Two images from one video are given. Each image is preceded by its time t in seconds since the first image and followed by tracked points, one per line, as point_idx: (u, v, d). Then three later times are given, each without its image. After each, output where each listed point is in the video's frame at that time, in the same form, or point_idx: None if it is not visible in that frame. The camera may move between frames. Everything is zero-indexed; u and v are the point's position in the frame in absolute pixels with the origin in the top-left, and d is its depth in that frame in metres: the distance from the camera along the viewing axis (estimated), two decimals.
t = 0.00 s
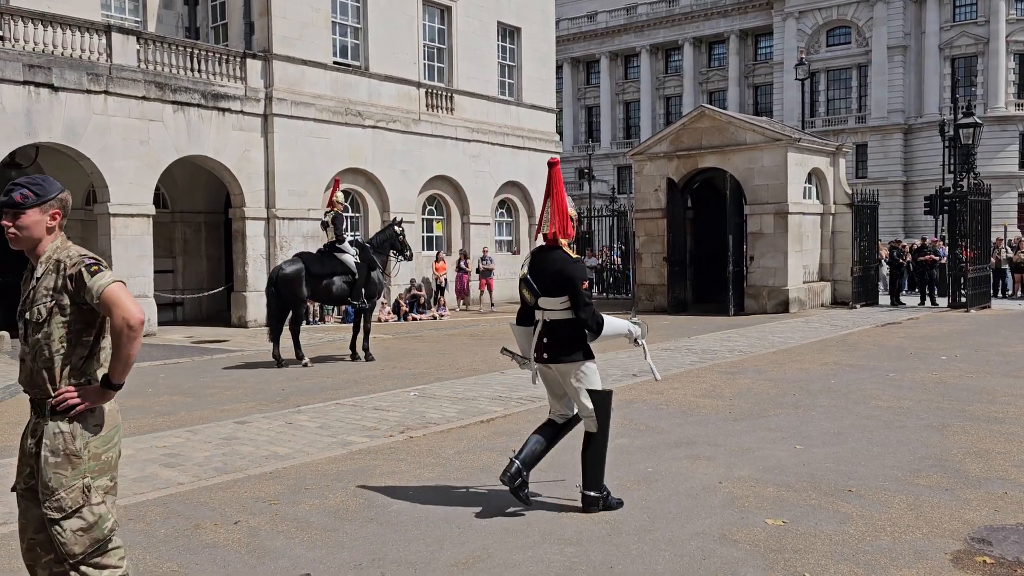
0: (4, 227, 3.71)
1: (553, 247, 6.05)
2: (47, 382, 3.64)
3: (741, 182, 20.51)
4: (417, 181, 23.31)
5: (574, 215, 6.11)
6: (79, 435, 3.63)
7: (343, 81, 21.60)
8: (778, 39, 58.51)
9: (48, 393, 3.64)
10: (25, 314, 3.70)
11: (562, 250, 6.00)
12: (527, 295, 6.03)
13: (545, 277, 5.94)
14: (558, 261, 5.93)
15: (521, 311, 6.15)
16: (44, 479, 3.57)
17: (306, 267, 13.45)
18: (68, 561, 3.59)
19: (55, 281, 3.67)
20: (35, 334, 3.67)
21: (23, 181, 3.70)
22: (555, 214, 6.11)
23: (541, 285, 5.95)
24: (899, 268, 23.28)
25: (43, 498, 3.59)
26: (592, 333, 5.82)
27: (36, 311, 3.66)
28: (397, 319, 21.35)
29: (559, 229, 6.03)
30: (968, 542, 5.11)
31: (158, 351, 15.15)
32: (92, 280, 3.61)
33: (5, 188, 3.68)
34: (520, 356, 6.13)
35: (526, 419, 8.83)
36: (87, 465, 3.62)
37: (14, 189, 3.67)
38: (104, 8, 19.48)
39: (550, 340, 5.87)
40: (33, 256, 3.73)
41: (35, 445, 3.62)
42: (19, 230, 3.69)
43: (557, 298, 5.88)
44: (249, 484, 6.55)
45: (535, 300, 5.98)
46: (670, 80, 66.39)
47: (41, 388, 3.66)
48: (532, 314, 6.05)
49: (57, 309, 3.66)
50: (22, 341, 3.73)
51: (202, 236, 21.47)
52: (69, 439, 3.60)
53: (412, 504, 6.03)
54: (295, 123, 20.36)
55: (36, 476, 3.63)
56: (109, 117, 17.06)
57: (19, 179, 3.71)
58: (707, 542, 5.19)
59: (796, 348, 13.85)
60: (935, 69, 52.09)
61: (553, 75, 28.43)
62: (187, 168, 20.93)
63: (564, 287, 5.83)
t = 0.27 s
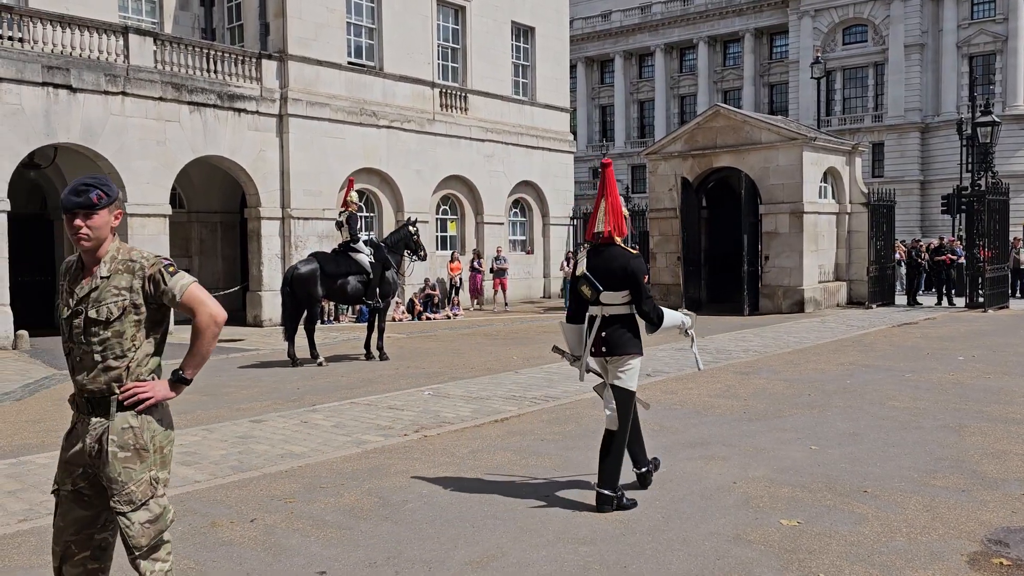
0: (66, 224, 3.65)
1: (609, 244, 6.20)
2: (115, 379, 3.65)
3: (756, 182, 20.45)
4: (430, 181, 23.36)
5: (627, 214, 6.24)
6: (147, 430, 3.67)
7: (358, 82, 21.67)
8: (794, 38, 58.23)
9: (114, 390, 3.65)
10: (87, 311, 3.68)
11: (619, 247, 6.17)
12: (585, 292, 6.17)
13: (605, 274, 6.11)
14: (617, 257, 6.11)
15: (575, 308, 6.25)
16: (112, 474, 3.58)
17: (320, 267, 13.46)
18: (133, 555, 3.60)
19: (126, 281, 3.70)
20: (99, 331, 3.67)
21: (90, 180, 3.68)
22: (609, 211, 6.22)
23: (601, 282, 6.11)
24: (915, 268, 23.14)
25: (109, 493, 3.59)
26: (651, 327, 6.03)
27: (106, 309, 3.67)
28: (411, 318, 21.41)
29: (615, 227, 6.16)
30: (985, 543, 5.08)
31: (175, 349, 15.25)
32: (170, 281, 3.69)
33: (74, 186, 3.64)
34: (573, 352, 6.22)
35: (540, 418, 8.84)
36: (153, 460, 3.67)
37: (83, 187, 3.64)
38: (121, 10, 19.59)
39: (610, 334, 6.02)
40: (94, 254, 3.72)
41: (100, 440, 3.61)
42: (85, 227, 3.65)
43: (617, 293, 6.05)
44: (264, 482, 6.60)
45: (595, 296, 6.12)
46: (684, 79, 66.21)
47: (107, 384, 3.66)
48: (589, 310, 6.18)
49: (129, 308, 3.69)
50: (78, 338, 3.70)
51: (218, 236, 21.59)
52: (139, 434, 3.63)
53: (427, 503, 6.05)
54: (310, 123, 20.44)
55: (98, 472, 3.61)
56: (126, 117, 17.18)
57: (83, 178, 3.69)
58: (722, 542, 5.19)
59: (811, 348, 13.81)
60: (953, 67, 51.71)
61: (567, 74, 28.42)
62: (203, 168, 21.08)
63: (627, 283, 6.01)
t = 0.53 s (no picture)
0: (107, 223, 3.59)
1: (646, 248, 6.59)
2: (152, 379, 3.65)
3: (762, 183, 20.44)
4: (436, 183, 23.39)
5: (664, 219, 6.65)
6: (181, 428, 3.69)
7: (364, 83, 21.70)
8: (800, 38, 58.14)
9: (149, 389, 3.63)
10: (125, 311, 3.64)
11: (656, 251, 6.57)
12: (625, 294, 6.51)
13: (645, 277, 6.48)
14: (656, 260, 6.48)
15: (613, 310, 6.57)
16: (150, 472, 3.58)
17: (327, 268, 13.48)
18: (164, 553, 3.61)
19: (168, 283, 3.70)
20: (138, 332, 3.64)
21: (134, 180, 3.64)
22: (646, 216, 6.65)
23: (641, 284, 6.48)
24: (922, 270, 23.08)
25: (146, 491, 3.60)
26: (687, 326, 6.40)
27: (148, 310, 3.66)
28: (416, 319, 21.44)
29: (652, 232, 6.59)
30: (991, 545, 5.08)
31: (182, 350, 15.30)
32: (214, 285, 3.75)
33: (122, 185, 3.57)
34: (612, 351, 6.53)
35: (546, 419, 8.86)
36: (186, 458, 3.69)
37: (130, 187, 3.59)
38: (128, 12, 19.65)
39: (651, 335, 6.36)
40: (131, 254, 3.68)
41: (136, 439, 3.60)
42: (128, 228, 3.60)
43: (657, 295, 6.42)
44: (271, 483, 6.62)
45: (634, 298, 6.47)
46: (690, 80, 66.15)
47: (144, 384, 3.64)
48: (629, 311, 6.52)
49: (170, 309, 3.69)
50: (112, 338, 3.64)
51: (224, 237, 21.66)
52: (175, 433, 3.65)
53: (433, 503, 6.06)
54: (316, 124, 20.48)
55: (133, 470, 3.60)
56: (133, 119, 17.24)
57: (125, 178, 3.64)
58: (728, 543, 5.19)
59: (818, 349, 13.79)
60: (959, 67, 51.62)
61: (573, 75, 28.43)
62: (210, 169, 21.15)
63: (666, 285, 6.39)
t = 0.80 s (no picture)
0: (116, 225, 3.53)
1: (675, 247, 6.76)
2: (157, 381, 3.63)
3: (759, 186, 20.45)
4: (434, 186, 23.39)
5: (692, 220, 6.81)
6: (184, 430, 3.69)
7: (362, 86, 21.70)
8: (797, 42, 58.22)
9: (153, 391, 3.61)
10: (131, 314, 3.60)
11: (685, 250, 6.73)
12: (652, 291, 6.68)
13: (672, 276, 6.66)
14: (683, 260, 6.65)
15: (639, 306, 6.74)
16: (157, 475, 3.57)
17: (325, 271, 13.47)
18: (169, 556, 3.61)
19: (175, 287, 3.68)
20: (145, 335, 3.61)
21: (142, 183, 3.60)
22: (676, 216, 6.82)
23: (667, 283, 6.65)
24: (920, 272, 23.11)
25: (152, 494, 3.58)
26: (712, 325, 6.59)
27: (155, 313, 3.62)
28: (414, 323, 21.44)
29: (681, 231, 6.75)
30: (990, 547, 5.08)
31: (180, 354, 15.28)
32: (218, 288, 3.75)
33: (132, 188, 3.53)
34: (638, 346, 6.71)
35: (545, 422, 8.85)
36: (190, 461, 3.70)
37: (140, 190, 3.55)
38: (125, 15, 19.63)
39: (677, 331, 6.57)
40: (138, 256, 3.63)
41: (143, 443, 3.57)
42: (137, 232, 3.55)
43: (683, 294, 6.60)
44: (269, 486, 6.61)
45: (661, 296, 6.65)
46: (688, 83, 66.22)
47: (149, 387, 3.62)
48: (655, 308, 6.70)
49: (177, 313, 3.67)
50: (116, 341, 3.58)
51: (222, 240, 21.64)
52: (180, 435, 3.65)
53: (432, 506, 6.05)
54: (314, 127, 20.48)
55: (140, 473, 3.57)
56: (131, 122, 17.23)
57: (132, 179, 3.59)
58: (728, 546, 5.18)
59: (816, 352, 13.80)
60: (956, 71, 51.78)
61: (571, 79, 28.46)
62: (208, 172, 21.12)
63: (692, 285, 6.57)
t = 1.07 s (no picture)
0: (95, 228, 3.50)
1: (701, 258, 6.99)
2: (146, 388, 3.61)
3: (754, 190, 20.49)
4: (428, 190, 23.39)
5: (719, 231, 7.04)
6: (173, 437, 3.69)
7: (357, 91, 21.71)
8: (791, 47, 58.39)
9: (142, 398, 3.60)
10: (116, 319, 3.57)
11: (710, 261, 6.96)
12: (677, 301, 6.97)
13: (697, 285, 6.91)
14: (707, 271, 6.88)
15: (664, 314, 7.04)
16: (151, 484, 3.57)
17: (319, 276, 13.39)
18: (164, 565, 3.61)
19: (158, 289, 3.67)
20: (132, 340, 3.58)
21: (118, 184, 3.58)
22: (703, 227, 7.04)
23: (692, 293, 6.91)
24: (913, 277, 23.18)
25: (146, 504, 3.57)
26: (737, 333, 6.83)
27: (141, 317, 3.60)
28: (409, 327, 21.42)
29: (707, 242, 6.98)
30: (983, 551, 5.09)
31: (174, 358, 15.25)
32: (200, 289, 3.76)
33: (108, 190, 3.51)
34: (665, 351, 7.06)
35: (539, 427, 8.85)
36: (179, 468, 3.70)
37: (117, 191, 3.53)
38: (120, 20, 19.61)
39: (702, 339, 6.86)
40: (116, 260, 3.61)
41: (136, 453, 3.55)
42: (117, 235, 3.53)
43: (707, 304, 6.85)
44: (263, 491, 6.59)
45: (687, 306, 6.92)
46: (682, 88, 66.37)
47: (139, 393, 3.60)
48: (681, 316, 6.99)
49: (162, 316, 3.66)
50: (103, 347, 3.54)
51: (216, 245, 21.60)
52: (171, 442, 3.65)
53: (426, 511, 6.04)
54: (309, 132, 20.47)
55: (133, 483, 3.55)
56: (125, 126, 17.21)
57: (108, 181, 3.57)
58: (722, 550, 5.18)
59: (810, 356, 13.83)
60: (949, 76, 51.94)
61: (565, 84, 28.51)
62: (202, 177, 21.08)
63: (716, 296, 6.82)
